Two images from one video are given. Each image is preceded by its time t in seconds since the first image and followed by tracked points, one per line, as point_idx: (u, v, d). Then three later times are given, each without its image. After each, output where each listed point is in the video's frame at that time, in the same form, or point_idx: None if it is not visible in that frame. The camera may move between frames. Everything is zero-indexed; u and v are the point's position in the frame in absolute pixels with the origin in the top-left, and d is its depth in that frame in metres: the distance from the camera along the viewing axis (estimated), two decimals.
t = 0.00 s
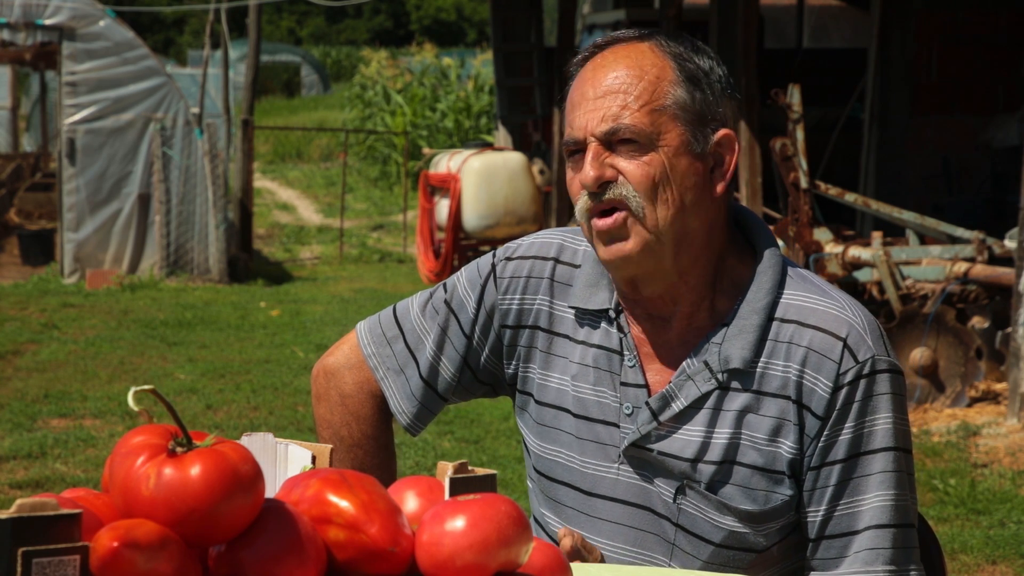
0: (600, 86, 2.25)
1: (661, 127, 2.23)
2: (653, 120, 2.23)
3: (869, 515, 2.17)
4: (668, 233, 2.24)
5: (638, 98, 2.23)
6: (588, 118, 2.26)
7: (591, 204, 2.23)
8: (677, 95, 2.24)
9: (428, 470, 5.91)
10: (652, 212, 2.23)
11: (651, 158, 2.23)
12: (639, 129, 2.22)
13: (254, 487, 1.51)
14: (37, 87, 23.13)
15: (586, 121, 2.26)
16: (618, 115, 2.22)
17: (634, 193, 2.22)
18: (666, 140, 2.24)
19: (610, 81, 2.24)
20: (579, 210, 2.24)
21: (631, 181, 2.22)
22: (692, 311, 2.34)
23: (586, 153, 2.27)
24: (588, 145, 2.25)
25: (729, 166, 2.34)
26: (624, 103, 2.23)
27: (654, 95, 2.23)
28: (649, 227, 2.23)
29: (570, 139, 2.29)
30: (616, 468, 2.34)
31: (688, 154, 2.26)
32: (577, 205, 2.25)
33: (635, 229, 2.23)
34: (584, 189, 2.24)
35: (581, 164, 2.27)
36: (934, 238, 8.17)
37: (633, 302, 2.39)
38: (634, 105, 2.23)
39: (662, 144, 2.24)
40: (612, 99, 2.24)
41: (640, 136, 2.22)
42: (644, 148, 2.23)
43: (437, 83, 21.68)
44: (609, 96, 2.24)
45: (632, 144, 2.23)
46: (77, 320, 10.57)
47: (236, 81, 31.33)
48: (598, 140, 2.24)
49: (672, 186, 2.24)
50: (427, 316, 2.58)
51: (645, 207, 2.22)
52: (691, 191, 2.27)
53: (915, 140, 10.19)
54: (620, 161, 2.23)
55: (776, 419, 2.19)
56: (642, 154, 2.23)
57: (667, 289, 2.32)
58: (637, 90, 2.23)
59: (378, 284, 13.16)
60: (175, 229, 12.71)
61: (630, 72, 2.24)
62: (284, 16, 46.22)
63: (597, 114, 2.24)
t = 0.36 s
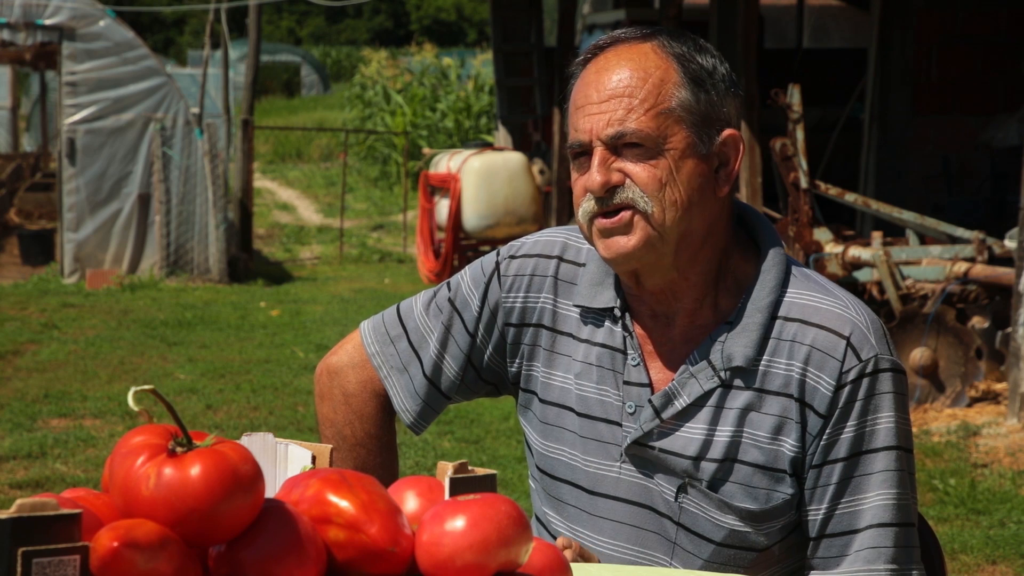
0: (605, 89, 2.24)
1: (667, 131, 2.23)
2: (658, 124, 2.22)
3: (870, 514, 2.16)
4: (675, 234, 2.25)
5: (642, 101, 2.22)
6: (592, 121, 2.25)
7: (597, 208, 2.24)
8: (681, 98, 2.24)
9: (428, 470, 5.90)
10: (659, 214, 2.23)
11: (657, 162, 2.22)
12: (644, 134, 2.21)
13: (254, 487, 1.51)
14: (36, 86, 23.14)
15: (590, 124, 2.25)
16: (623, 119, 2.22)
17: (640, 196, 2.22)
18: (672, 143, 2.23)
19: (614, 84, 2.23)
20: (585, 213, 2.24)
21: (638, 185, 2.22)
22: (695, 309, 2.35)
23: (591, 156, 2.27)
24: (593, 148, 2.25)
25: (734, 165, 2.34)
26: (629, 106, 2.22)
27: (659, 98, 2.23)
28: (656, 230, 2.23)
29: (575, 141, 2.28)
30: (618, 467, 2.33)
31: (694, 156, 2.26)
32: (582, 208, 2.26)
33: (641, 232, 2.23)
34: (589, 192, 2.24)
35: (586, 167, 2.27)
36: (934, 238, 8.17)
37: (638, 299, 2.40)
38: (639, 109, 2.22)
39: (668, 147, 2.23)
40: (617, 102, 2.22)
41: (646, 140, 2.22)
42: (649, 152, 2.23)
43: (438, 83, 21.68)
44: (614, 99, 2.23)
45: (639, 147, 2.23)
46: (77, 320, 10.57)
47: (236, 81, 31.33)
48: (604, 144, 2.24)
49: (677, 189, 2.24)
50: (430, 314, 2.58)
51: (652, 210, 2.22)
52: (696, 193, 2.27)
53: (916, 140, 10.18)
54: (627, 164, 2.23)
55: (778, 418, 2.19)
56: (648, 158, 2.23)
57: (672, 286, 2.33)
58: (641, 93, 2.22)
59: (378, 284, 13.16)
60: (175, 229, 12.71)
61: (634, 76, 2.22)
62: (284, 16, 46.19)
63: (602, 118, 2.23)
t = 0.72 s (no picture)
0: (617, 86, 2.23)
1: (679, 129, 2.23)
2: (670, 122, 2.22)
3: (871, 514, 2.17)
4: (684, 233, 2.25)
5: (655, 98, 2.22)
6: (604, 116, 2.23)
7: (606, 204, 2.23)
8: (694, 96, 2.24)
9: (428, 470, 5.90)
10: (669, 212, 2.23)
11: (669, 160, 2.22)
12: (656, 132, 2.21)
13: (254, 487, 1.51)
14: (37, 86, 23.16)
15: (602, 120, 2.23)
16: (636, 116, 2.21)
17: (650, 193, 2.22)
18: (683, 142, 2.24)
19: (627, 81, 2.22)
20: (593, 208, 2.23)
21: (648, 183, 2.21)
22: (698, 309, 2.35)
23: (601, 152, 2.26)
24: (604, 143, 2.24)
25: (741, 166, 2.36)
26: (641, 103, 2.21)
27: (671, 96, 2.22)
28: (666, 229, 2.23)
29: (585, 136, 2.27)
30: (617, 466, 2.34)
31: (703, 156, 2.26)
32: (591, 204, 2.25)
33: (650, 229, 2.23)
34: (599, 188, 2.23)
35: (596, 163, 2.25)
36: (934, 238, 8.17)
37: (639, 298, 2.40)
38: (652, 107, 2.21)
39: (679, 146, 2.23)
40: (629, 99, 2.22)
41: (657, 138, 2.22)
42: (661, 149, 2.22)
43: (438, 83, 21.68)
44: (626, 96, 2.22)
45: (650, 146, 2.22)
46: (77, 319, 10.57)
47: (236, 81, 31.33)
48: (616, 140, 2.23)
49: (688, 186, 2.24)
50: (431, 315, 2.58)
51: (662, 208, 2.22)
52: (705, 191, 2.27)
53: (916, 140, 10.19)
54: (637, 162, 2.22)
55: (778, 417, 2.19)
56: (659, 155, 2.22)
57: (676, 286, 2.33)
58: (654, 91, 2.22)
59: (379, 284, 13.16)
60: (175, 229, 12.71)
61: (647, 74, 2.22)
62: (284, 16, 46.17)
63: (614, 114, 2.22)
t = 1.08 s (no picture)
0: (633, 74, 2.24)
1: (692, 118, 2.24)
2: (685, 110, 2.23)
3: (874, 514, 2.17)
4: (693, 222, 2.25)
5: (670, 87, 2.23)
6: (618, 103, 2.25)
7: (617, 189, 2.24)
8: (710, 88, 2.25)
9: (428, 470, 5.90)
10: (680, 199, 2.23)
11: (682, 147, 2.23)
12: (669, 119, 2.22)
13: (254, 487, 1.51)
14: (36, 86, 23.18)
15: (616, 106, 2.25)
16: (649, 103, 2.22)
17: (662, 180, 2.22)
18: (696, 132, 2.24)
19: (643, 70, 2.23)
20: (603, 193, 2.24)
21: (661, 169, 2.22)
22: (699, 306, 2.35)
23: (614, 139, 2.27)
24: (617, 130, 2.25)
25: (751, 160, 2.37)
26: (656, 91, 2.23)
27: (686, 86, 2.23)
28: (675, 216, 2.23)
29: (597, 122, 2.28)
30: (617, 465, 2.34)
31: (716, 147, 2.27)
32: (601, 189, 2.25)
33: (659, 216, 2.23)
34: (610, 173, 2.24)
35: (608, 149, 2.27)
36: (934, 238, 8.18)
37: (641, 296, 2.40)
38: (666, 95, 2.22)
39: (692, 136, 2.24)
40: (644, 87, 2.23)
41: (671, 125, 2.23)
42: (675, 138, 2.23)
43: (437, 83, 21.69)
44: (641, 83, 2.23)
45: (663, 133, 2.24)
46: (77, 320, 10.57)
47: (236, 81, 31.32)
48: (629, 126, 2.24)
49: (700, 175, 2.25)
50: (429, 315, 2.58)
51: (673, 195, 2.23)
52: (716, 183, 2.28)
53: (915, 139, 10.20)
54: (650, 148, 2.23)
55: (780, 416, 2.19)
56: (672, 143, 2.23)
57: (680, 282, 2.34)
58: (670, 79, 2.23)
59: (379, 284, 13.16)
60: (175, 229, 12.71)
61: (663, 63, 2.23)
62: (283, 16, 46.14)
63: (628, 101, 2.24)
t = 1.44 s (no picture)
0: (633, 77, 2.24)
1: (693, 121, 2.23)
2: (685, 113, 2.23)
3: (874, 514, 2.17)
4: (694, 225, 2.25)
5: (671, 90, 2.22)
6: (620, 105, 2.25)
7: (618, 192, 2.23)
8: (711, 91, 2.25)
9: (428, 470, 5.90)
10: (681, 201, 2.23)
11: (682, 150, 2.23)
12: (670, 122, 2.22)
13: (254, 487, 1.51)
14: (37, 86, 23.18)
15: (616, 110, 2.25)
16: (651, 106, 2.22)
17: (663, 182, 2.22)
18: (696, 134, 2.24)
19: (643, 72, 2.23)
20: (604, 196, 2.24)
21: (662, 172, 2.22)
22: (700, 307, 2.35)
23: (614, 142, 2.27)
24: (618, 133, 2.25)
25: (752, 163, 2.37)
26: (657, 94, 2.22)
27: (686, 89, 2.23)
28: (676, 218, 2.23)
29: (598, 125, 2.28)
30: (619, 466, 2.34)
31: (717, 149, 2.26)
32: (602, 192, 2.25)
33: (660, 218, 2.22)
34: (611, 176, 2.24)
35: (609, 152, 2.27)
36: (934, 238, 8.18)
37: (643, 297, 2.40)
38: (668, 98, 2.22)
39: (693, 139, 2.24)
40: (645, 90, 2.23)
41: (671, 128, 2.23)
42: (676, 141, 2.23)
43: (438, 83, 21.67)
44: (642, 86, 2.23)
45: (665, 136, 2.23)
46: (77, 320, 10.57)
47: (236, 81, 31.30)
48: (630, 129, 2.24)
49: (701, 177, 2.24)
50: (431, 315, 2.58)
51: (673, 197, 2.22)
52: (717, 185, 2.28)
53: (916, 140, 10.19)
54: (651, 151, 2.23)
55: (781, 417, 2.19)
56: (673, 146, 2.23)
57: (681, 283, 2.33)
58: (670, 82, 2.23)
59: (379, 284, 13.16)
60: (175, 229, 12.71)
61: (664, 66, 2.23)
62: (283, 16, 46.11)
63: (629, 104, 2.24)
